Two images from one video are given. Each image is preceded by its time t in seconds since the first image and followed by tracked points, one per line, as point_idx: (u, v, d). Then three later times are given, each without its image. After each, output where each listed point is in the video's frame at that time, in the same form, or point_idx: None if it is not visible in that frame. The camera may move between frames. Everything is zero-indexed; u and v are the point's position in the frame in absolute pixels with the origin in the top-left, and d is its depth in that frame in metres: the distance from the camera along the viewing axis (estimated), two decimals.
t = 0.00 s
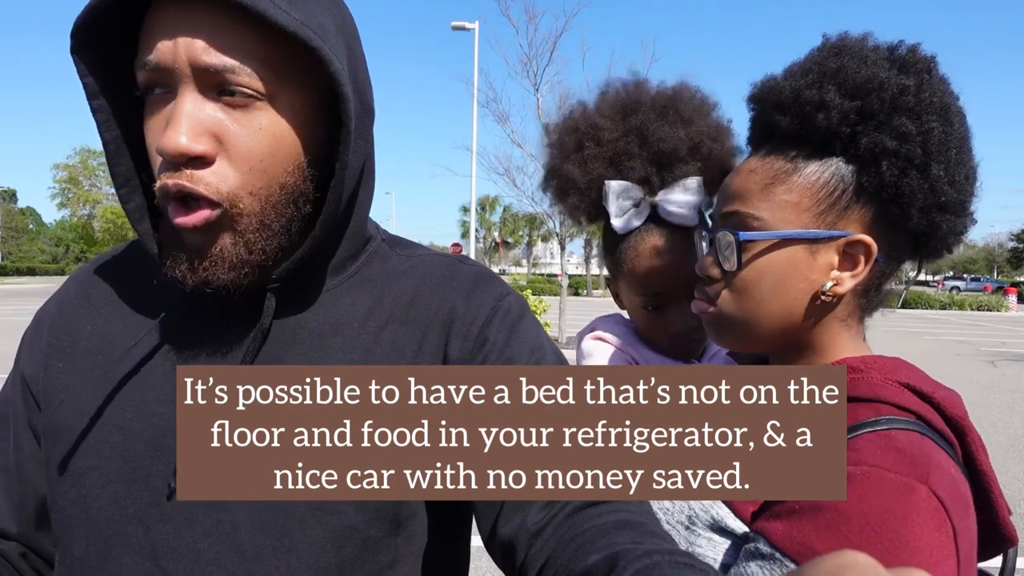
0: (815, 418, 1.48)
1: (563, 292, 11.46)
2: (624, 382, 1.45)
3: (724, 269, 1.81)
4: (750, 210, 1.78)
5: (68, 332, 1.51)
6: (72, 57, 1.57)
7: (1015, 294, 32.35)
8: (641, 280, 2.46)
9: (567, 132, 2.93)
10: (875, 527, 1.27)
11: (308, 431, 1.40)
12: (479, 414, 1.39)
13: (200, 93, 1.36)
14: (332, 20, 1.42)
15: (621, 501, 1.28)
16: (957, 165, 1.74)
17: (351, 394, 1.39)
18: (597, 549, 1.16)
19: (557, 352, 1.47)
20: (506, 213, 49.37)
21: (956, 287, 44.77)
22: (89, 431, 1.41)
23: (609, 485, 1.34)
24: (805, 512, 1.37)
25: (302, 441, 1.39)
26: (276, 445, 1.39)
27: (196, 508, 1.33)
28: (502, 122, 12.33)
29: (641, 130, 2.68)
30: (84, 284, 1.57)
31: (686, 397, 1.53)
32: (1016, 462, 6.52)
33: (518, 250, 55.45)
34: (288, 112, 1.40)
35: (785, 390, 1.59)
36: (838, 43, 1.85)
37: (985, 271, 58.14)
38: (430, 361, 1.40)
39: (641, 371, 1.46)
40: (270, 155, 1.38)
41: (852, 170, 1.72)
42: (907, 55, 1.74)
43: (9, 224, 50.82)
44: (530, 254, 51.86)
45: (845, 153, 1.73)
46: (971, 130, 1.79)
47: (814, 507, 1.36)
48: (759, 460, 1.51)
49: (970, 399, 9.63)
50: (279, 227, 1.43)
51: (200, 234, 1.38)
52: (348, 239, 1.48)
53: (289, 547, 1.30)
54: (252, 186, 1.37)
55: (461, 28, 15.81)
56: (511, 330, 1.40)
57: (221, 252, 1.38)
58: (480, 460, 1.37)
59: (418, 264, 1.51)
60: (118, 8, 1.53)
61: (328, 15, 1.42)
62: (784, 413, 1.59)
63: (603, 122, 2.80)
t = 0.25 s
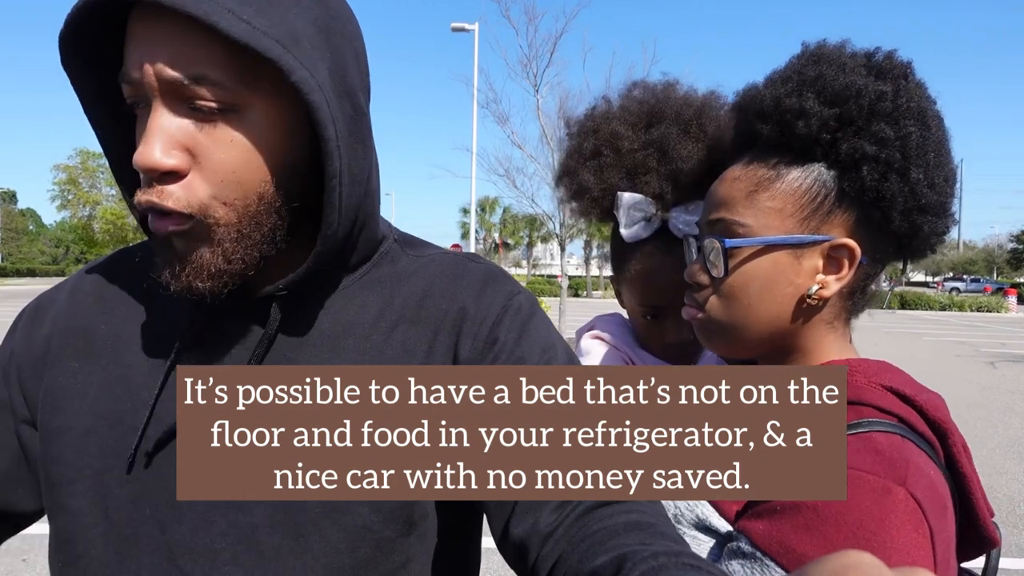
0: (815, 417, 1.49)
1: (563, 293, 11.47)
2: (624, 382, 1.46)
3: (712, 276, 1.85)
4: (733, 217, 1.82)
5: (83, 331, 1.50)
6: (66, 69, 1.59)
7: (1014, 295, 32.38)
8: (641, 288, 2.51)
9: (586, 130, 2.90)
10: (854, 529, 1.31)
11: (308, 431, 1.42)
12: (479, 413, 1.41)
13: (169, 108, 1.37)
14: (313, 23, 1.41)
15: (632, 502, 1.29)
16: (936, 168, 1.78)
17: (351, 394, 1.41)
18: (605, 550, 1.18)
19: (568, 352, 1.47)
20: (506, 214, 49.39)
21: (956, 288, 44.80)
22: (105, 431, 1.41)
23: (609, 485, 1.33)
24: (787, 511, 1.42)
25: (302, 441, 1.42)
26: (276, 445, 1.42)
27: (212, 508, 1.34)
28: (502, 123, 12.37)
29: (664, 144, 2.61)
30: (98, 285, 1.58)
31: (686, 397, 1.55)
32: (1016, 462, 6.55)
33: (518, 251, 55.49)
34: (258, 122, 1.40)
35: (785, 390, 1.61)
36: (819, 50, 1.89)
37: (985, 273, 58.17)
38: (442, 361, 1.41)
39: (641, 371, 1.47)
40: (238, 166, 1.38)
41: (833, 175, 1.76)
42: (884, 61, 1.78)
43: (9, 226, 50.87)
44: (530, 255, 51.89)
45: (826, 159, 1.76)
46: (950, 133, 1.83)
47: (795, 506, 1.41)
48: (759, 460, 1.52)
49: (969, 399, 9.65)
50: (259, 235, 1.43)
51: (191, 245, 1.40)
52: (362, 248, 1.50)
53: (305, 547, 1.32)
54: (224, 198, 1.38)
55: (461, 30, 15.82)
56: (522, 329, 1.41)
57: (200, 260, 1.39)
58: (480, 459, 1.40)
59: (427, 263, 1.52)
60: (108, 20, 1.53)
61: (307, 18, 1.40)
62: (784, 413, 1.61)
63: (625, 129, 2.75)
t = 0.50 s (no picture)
0: (815, 417, 1.48)
1: (563, 292, 11.46)
2: (624, 381, 1.46)
3: (710, 278, 1.84)
4: (729, 220, 1.82)
5: (83, 327, 1.49)
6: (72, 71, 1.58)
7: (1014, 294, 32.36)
8: (633, 282, 2.49)
9: (581, 125, 2.90)
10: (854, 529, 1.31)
11: (308, 431, 1.41)
12: (479, 414, 1.41)
13: (180, 109, 1.36)
14: (320, 24, 1.40)
15: (633, 502, 1.29)
16: (932, 172, 1.78)
17: (351, 394, 1.40)
18: (605, 550, 1.17)
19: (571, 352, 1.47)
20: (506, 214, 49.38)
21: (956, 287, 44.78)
22: (104, 429, 1.41)
23: (609, 485, 1.33)
24: (787, 513, 1.41)
25: (302, 441, 1.41)
26: (276, 445, 1.41)
27: (210, 508, 1.34)
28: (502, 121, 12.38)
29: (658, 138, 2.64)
30: (102, 282, 1.57)
31: (686, 397, 1.54)
32: (1016, 462, 6.53)
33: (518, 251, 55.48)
34: (270, 123, 1.39)
35: (785, 390, 1.60)
36: (815, 52, 1.89)
37: (985, 272, 58.15)
38: (444, 360, 1.41)
39: (640, 371, 1.46)
40: (255, 165, 1.38)
41: (831, 178, 1.76)
42: (882, 64, 1.78)
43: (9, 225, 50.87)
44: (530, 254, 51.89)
45: (825, 161, 1.75)
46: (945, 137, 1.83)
47: (795, 508, 1.40)
48: (759, 460, 1.51)
49: (970, 399, 9.63)
50: (271, 237, 1.43)
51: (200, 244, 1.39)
52: (365, 250, 1.49)
53: (303, 548, 1.31)
54: (240, 197, 1.38)
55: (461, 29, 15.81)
56: (524, 331, 1.41)
57: (213, 263, 1.38)
58: (480, 460, 1.40)
59: (430, 265, 1.51)
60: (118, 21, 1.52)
61: (313, 20, 1.39)
62: (784, 413, 1.60)
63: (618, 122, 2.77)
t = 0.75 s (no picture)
0: (815, 417, 1.48)
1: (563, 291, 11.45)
2: (624, 381, 1.45)
3: (715, 279, 1.82)
4: (737, 221, 1.80)
5: (76, 324, 1.49)
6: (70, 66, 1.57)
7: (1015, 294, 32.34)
8: (622, 276, 2.49)
9: (567, 119, 2.91)
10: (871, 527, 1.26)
11: (308, 431, 1.41)
12: (479, 413, 1.40)
13: (181, 107, 1.36)
14: (324, 26, 1.40)
15: (626, 503, 1.28)
16: (934, 174, 1.82)
17: (351, 394, 1.40)
18: (599, 551, 1.17)
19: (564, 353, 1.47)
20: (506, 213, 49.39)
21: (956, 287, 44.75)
22: (96, 428, 1.41)
23: (609, 485, 1.35)
24: (799, 513, 1.36)
25: (302, 441, 1.41)
26: (276, 445, 1.41)
27: (202, 509, 1.33)
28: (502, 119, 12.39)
29: (640, 130, 2.67)
30: (97, 279, 1.56)
31: (686, 397, 1.54)
32: (1016, 462, 6.52)
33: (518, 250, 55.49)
34: (272, 125, 1.39)
35: (785, 389, 1.60)
36: (816, 54, 1.91)
37: (985, 272, 58.12)
38: (439, 361, 1.40)
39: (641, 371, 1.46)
40: (252, 168, 1.38)
41: (838, 180, 1.77)
42: (887, 66, 1.81)
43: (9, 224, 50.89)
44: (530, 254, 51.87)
45: (832, 163, 1.77)
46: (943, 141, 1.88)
47: (806, 508, 1.35)
48: (759, 460, 1.51)
49: (970, 399, 9.61)
50: (268, 238, 1.43)
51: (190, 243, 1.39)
52: (359, 251, 1.48)
53: (294, 548, 1.31)
54: (237, 199, 1.38)
55: (461, 28, 15.80)
56: (517, 334, 1.40)
57: (207, 260, 1.38)
58: (480, 460, 1.39)
59: (425, 268, 1.50)
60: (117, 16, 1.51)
61: (317, 21, 1.39)
62: (784, 413, 1.60)
63: (602, 114, 2.78)
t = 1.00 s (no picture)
0: (815, 417, 1.48)
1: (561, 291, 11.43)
2: (624, 382, 1.45)
3: (715, 281, 1.80)
4: (738, 222, 1.78)
5: (57, 328, 1.48)
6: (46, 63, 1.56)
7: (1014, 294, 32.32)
8: (614, 272, 2.48)
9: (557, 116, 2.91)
10: (887, 524, 1.25)
11: (308, 431, 1.39)
12: (479, 414, 1.38)
13: (166, 105, 1.34)
14: (309, 23, 1.39)
15: (616, 501, 1.27)
16: (930, 175, 1.84)
17: (351, 394, 1.38)
18: (592, 550, 1.16)
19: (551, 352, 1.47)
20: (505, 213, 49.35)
21: (956, 287, 44.74)
22: (78, 433, 1.40)
23: (609, 485, 1.34)
24: (814, 512, 1.34)
25: (302, 441, 1.39)
26: (276, 445, 1.39)
27: (188, 513, 1.32)
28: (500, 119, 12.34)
29: (632, 124, 2.70)
30: (76, 282, 1.55)
31: (686, 397, 1.53)
32: (1016, 462, 6.50)
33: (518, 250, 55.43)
34: (258, 122, 1.38)
35: (785, 390, 1.59)
36: (811, 54, 1.90)
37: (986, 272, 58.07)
38: (423, 359, 1.40)
39: (641, 371, 1.45)
40: (242, 166, 1.37)
41: (838, 181, 1.77)
42: (883, 68, 1.82)
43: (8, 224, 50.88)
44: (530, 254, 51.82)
45: (831, 164, 1.77)
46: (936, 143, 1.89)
47: (821, 507, 1.34)
48: (759, 460, 1.49)
49: (970, 399, 9.60)
50: (258, 239, 1.42)
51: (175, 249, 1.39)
52: (343, 249, 1.48)
53: (282, 551, 1.30)
54: (228, 199, 1.37)
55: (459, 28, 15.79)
56: (505, 332, 1.40)
57: (199, 267, 1.37)
58: (480, 460, 1.37)
59: (411, 266, 1.50)
60: (98, 13, 1.50)
61: (303, 17, 1.38)
62: (784, 413, 1.59)
63: (593, 108, 2.78)
